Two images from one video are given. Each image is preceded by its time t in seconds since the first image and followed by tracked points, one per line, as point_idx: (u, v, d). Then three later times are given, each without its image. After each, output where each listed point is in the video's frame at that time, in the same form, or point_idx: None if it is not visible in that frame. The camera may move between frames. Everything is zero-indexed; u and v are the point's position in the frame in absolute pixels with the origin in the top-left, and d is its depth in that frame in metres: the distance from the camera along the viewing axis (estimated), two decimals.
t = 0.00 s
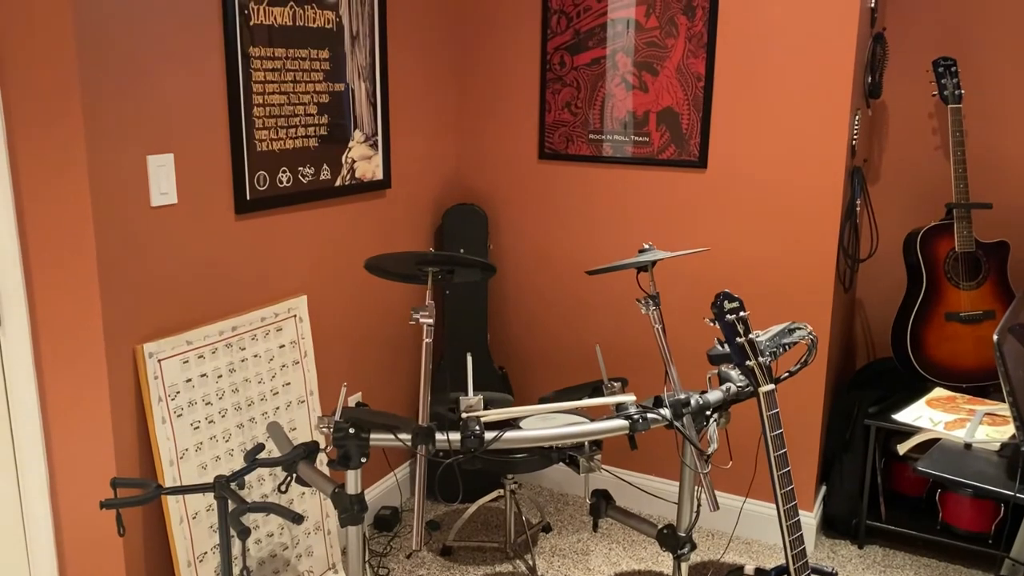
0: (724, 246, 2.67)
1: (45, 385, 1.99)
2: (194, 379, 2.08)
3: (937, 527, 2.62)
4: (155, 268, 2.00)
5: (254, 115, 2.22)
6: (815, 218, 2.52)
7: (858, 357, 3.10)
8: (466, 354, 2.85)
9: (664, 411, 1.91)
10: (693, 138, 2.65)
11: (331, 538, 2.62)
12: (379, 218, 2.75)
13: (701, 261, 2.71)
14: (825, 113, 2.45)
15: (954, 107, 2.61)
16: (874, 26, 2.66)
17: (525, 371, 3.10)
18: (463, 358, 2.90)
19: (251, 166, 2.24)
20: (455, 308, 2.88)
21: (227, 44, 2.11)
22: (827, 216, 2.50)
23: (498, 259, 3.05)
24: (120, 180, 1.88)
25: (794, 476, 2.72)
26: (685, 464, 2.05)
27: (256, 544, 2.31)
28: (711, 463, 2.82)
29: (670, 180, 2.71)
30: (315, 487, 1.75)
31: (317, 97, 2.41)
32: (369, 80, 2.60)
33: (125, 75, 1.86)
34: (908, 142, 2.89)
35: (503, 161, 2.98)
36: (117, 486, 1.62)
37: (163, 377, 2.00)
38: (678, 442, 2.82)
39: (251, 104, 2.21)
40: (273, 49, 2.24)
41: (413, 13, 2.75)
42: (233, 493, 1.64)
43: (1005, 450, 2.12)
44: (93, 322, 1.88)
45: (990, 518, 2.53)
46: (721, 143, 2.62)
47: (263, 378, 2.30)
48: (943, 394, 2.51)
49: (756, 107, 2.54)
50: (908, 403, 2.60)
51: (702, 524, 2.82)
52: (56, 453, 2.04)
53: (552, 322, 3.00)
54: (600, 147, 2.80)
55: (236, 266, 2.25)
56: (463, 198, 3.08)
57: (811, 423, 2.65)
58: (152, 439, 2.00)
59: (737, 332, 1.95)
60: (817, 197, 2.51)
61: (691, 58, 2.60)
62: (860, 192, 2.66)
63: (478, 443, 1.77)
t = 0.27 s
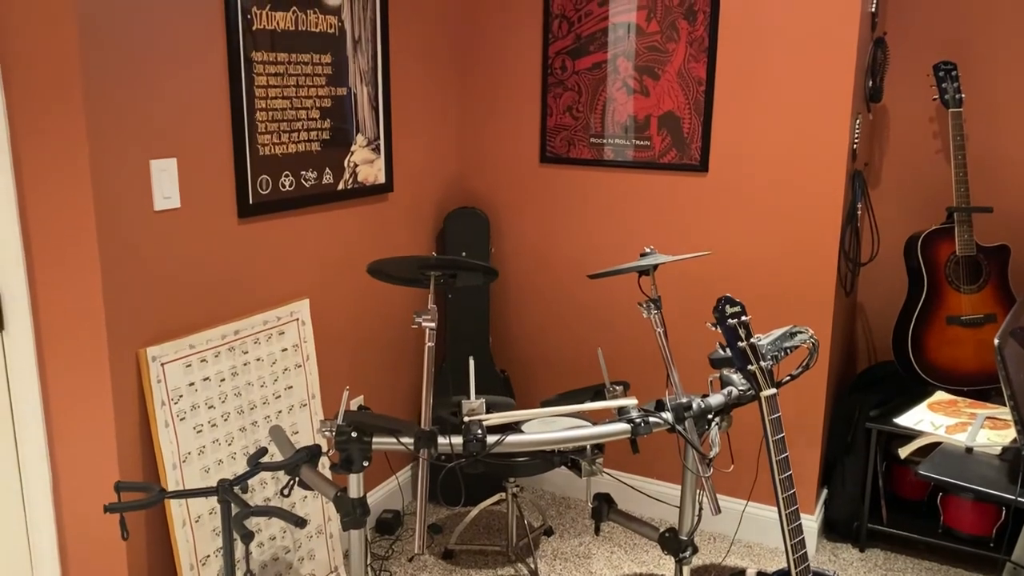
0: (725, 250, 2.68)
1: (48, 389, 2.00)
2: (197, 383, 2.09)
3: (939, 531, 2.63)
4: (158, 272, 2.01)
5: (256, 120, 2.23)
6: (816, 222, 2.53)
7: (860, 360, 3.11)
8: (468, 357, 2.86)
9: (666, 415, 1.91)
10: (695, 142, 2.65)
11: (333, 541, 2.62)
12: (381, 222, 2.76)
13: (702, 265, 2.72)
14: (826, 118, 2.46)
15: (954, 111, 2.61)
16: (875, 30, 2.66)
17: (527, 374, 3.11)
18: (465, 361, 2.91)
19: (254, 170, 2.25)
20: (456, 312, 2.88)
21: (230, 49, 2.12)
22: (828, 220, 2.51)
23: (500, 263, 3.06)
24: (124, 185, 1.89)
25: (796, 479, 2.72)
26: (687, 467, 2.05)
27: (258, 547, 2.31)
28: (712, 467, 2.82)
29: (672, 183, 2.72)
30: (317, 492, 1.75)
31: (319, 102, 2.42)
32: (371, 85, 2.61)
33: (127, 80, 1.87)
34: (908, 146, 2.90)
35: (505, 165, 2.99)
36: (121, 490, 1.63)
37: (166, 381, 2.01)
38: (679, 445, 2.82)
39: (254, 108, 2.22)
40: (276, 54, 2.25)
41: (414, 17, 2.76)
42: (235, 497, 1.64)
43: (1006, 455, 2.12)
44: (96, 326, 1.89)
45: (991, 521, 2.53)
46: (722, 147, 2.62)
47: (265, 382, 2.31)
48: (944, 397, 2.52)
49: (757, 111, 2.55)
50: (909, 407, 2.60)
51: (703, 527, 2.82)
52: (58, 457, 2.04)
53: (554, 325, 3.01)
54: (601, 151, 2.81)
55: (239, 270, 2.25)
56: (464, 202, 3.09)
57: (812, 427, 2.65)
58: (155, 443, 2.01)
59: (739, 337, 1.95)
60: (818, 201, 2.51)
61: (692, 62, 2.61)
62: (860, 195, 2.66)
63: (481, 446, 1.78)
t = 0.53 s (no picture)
0: (723, 253, 2.68)
1: (46, 394, 2.00)
2: (195, 387, 2.09)
3: (937, 534, 2.62)
4: (156, 276, 2.01)
5: (254, 124, 2.23)
6: (814, 225, 2.53)
7: (858, 363, 3.11)
8: (466, 361, 2.86)
9: (664, 419, 1.90)
10: (692, 146, 2.66)
11: (332, 545, 2.62)
12: (379, 226, 2.76)
13: (700, 268, 2.72)
14: (824, 121, 2.46)
15: (952, 115, 2.62)
16: (872, 34, 2.67)
17: (525, 378, 3.11)
18: (464, 365, 2.90)
19: (252, 174, 2.25)
20: (455, 316, 2.88)
21: (228, 53, 2.12)
22: (826, 224, 2.51)
23: (498, 266, 3.06)
24: (122, 189, 1.89)
25: (794, 483, 2.72)
26: (685, 470, 2.05)
27: (256, 551, 2.31)
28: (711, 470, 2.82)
29: (670, 187, 2.72)
30: (315, 496, 1.76)
31: (317, 105, 2.42)
32: (369, 88, 2.61)
33: (126, 84, 1.87)
34: (906, 149, 2.90)
35: (503, 169, 2.99)
36: (119, 494, 1.62)
37: (164, 385, 2.01)
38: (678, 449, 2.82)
39: (252, 112, 2.22)
40: (274, 58, 2.26)
41: (412, 21, 2.76)
42: (233, 501, 1.64)
43: (1003, 458, 2.12)
44: (94, 330, 1.88)
45: (990, 524, 2.53)
46: (720, 150, 2.63)
47: (263, 386, 2.31)
48: (942, 401, 2.52)
49: (755, 114, 2.55)
50: (907, 410, 2.60)
51: (702, 530, 2.82)
52: (56, 461, 2.04)
53: (552, 329, 3.01)
54: (599, 154, 2.81)
55: (237, 274, 2.25)
56: (462, 205, 3.09)
57: (811, 430, 2.65)
58: (153, 447, 2.00)
59: (737, 340, 1.95)
60: (816, 205, 2.52)
61: (690, 66, 2.61)
62: (858, 199, 2.67)
63: (478, 450, 1.76)
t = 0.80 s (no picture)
0: (719, 257, 2.68)
1: (42, 398, 2.00)
2: (191, 391, 2.09)
3: (934, 536, 2.63)
4: (153, 280, 2.01)
5: (251, 128, 2.23)
6: (810, 228, 2.54)
7: (854, 365, 3.12)
8: (463, 364, 2.86)
9: (661, 422, 1.90)
10: (689, 149, 2.66)
11: (329, 549, 2.61)
12: (376, 230, 2.76)
13: (696, 271, 2.73)
14: (819, 125, 2.47)
15: (947, 118, 2.62)
16: (867, 38, 2.68)
17: (522, 381, 3.11)
18: (461, 368, 2.90)
19: (249, 178, 2.25)
20: (452, 319, 2.88)
21: (225, 57, 2.12)
22: (822, 227, 2.52)
23: (495, 270, 3.06)
24: (118, 193, 1.89)
25: (791, 485, 2.72)
26: (682, 473, 2.04)
27: (253, 556, 2.31)
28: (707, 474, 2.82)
29: (666, 190, 2.73)
30: (312, 500, 1.76)
31: (314, 110, 2.43)
32: (366, 92, 2.61)
33: (122, 89, 1.87)
34: (901, 152, 2.91)
35: (500, 172, 2.99)
36: (116, 499, 1.62)
37: (160, 389, 2.01)
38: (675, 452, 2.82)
39: (248, 116, 2.22)
40: (271, 62, 2.26)
41: (409, 25, 2.77)
42: (230, 505, 1.64)
43: (1000, 460, 2.13)
44: (91, 335, 1.88)
45: (986, 527, 2.54)
46: (716, 154, 2.63)
47: (260, 390, 2.30)
48: (938, 403, 2.52)
49: (750, 118, 2.56)
50: (904, 412, 2.61)
51: (699, 534, 2.82)
52: (52, 466, 2.03)
53: (549, 332, 3.01)
54: (595, 158, 2.81)
55: (234, 278, 2.25)
56: (459, 209, 3.09)
57: (807, 433, 2.66)
58: (150, 452, 2.00)
59: (733, 343, 1.96)
60: (812, 208, 2.52)
61: (686, 70, 2.62)
62: (854, 202, 2.67)
63: (475, 454, 1.77)
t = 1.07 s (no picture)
0: (716, 260, 2.69)
1: (39, 403, 1.99)
2: (188, 396, 2.08)
3: (931, 539, 2.63)
4: (150, 284, 2.01)
5: (247, 132, 2.23)
6: (806, 232, 2.54)
7: (850, 368, 3.12)
8: (460, 368, 2.86)
9: (658, 425, 1.91)
10: (685, 153, 2.67)
11: (326, 554, 2.61)
12: (373, 233, 2.76)
13: (693, 275, 2.73)
14: (815, 129, 2.48)
15: (942, 122, 2.64)
16: (863, 42, 2.69)
17: (519, 385, 3.11)
18: (458, 372, 2.90)
19: (246, 182, 2.25)
20: (448, 323, 2.88)
21: (222, 62, 2.12)
22: (818, 230, 2.53)
23: (492, 273, 3.07)
24: (115, 198, 1.89)
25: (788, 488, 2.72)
26: (679, 477, 2.04)
27: (250, 560, 2.30)
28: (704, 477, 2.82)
29: (662, 194, 2.73)
30: (309, 504, 1.75)
31: (311, 114, 2.43)
32: (363, 96, 2.62)
33: (119, 93, 1.87)
34: (897, 156, 2.92)
35: (496, 176, 2.99)
36: (113, 503, 1.62)
37: (157, 394, 2.00)
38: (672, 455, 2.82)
39: (245, 120, 2.22)
40: (267, 66, 2.26)
41: (406, 29, 2.77)
42: (228, 510, 1.63)
43: (996, 462, 2.13)
44: (87, 339, 1.88)
45: (983, 530, 2.54)
46: (712, 157, 2.64)
47: (257, 395, 2.30)
48: (935, 405, 2.53)
49: (747, 122, 2.57)
50: (900, 415, 2.61)
51: (697, 537, 2.82)
52: (49, 471, 2.03)
53: (546, 336, 3.01)
54: (592, 161, 2.82)
55: (230, 282, 2.25)
56: (456, 212, 3.10)
57: (804, 436, 2.66)
58: (147, 457, 2.00)
59: (731, 346, 1.96)
60: (808, 211, 2.53)
61: (682, 73, 2.63)
62: (850, 206, 2.68)
63: (473, 458, 1.77)
